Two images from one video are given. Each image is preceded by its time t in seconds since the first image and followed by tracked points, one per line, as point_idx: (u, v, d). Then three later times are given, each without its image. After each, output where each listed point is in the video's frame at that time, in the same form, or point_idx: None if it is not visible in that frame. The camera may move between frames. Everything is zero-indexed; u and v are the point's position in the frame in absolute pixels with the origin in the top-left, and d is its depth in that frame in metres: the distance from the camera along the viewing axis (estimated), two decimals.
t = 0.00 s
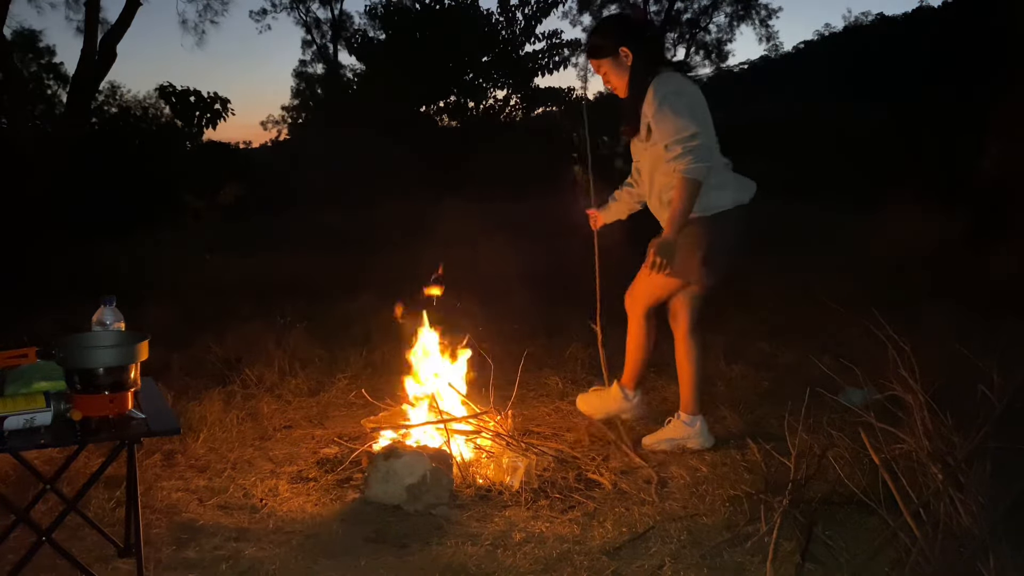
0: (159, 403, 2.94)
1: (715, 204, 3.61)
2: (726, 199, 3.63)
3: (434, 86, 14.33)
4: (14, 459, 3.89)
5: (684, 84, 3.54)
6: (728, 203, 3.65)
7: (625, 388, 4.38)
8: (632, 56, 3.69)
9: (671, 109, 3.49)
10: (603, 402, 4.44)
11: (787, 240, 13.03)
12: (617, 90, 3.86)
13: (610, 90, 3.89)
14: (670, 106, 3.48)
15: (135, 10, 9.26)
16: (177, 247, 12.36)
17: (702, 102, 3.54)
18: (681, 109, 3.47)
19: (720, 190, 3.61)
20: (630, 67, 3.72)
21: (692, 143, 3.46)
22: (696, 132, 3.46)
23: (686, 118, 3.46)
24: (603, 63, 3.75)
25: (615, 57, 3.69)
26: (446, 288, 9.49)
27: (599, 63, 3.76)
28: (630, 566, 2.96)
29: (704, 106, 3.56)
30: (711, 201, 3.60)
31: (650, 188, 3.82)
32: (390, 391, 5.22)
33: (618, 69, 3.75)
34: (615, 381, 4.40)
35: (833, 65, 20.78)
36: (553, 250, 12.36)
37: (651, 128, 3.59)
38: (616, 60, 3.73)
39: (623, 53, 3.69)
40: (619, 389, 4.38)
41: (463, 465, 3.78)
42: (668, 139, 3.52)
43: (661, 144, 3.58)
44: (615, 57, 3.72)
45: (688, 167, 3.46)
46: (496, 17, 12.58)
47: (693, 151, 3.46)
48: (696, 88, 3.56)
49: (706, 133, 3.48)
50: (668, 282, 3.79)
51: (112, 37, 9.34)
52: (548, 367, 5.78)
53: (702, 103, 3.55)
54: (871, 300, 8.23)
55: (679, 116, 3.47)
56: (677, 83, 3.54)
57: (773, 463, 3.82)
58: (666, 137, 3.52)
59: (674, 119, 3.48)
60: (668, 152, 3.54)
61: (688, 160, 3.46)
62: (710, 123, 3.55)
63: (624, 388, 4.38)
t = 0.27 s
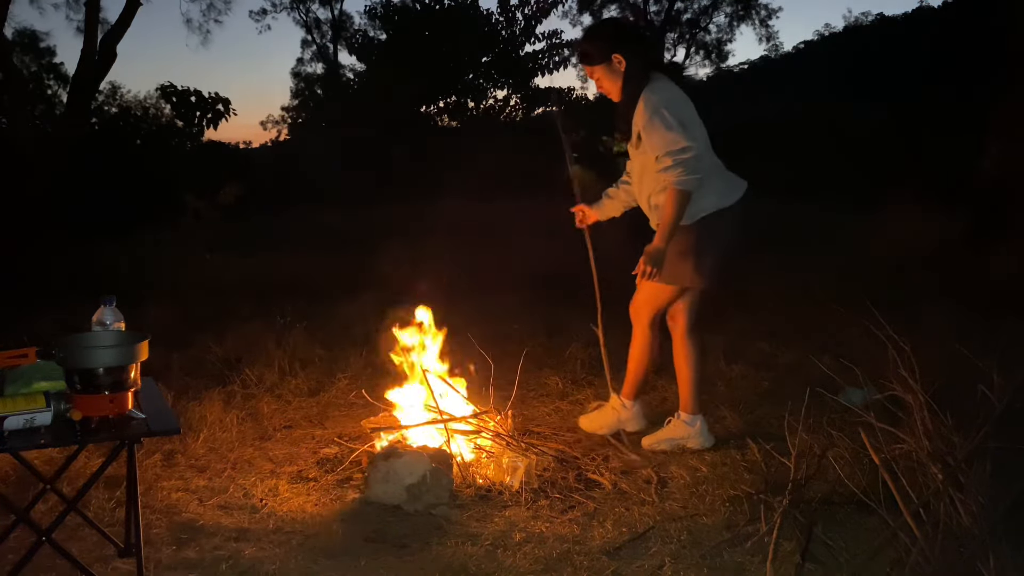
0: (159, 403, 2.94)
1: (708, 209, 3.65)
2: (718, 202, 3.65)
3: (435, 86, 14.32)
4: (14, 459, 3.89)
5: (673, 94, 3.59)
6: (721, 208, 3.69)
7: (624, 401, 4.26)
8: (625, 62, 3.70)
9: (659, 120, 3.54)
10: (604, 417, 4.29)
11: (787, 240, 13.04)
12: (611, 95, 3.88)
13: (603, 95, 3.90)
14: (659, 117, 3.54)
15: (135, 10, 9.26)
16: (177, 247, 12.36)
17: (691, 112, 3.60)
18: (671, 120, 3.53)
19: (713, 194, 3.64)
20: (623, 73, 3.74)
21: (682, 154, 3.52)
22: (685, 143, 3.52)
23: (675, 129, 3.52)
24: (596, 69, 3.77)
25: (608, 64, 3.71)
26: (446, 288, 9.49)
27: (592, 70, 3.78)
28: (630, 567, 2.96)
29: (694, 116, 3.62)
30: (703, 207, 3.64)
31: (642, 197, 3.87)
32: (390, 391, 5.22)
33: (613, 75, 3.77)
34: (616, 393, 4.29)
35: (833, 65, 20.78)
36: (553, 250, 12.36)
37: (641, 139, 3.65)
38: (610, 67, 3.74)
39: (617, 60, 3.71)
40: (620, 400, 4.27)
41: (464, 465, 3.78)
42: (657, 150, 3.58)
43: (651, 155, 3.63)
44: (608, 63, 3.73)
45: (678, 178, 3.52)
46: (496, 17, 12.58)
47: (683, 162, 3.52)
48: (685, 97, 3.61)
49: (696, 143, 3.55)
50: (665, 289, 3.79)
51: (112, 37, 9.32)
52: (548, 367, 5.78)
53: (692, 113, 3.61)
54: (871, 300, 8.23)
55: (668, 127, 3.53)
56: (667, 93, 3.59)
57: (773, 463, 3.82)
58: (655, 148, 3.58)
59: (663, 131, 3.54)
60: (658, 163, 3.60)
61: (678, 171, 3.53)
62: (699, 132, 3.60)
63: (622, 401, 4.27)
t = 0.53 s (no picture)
0: (159, 403, 2.94)
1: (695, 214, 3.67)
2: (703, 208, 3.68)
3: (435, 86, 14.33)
4: (14, 459, 3.89)
5: (658, 102, 3.62)
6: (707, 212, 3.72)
7: (628, 406, 4.18)
8: (614, 67, 3.70)
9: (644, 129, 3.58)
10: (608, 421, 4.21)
11: (787, 240, 13.05)
12: (601, 99, 3.88)
13: (594, 99, 3.90)
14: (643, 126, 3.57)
15: (135, 10, 9.26)
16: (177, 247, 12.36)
17: (676, 120, 3.63)
18: (655, 129, 3.56)
19: (698, 200, 3.66)
20: (613, 78, 3.74)
21: (666, 163, 3.57)
22: (669, 151, 3.56)
23: (659, 138, 3.56)
24: (585, 74, 3.77)
25: (598, 68, 3.70)
26: (445, 288, 9.49)
27: (582, 74, 3.77)
28: (630, 567, 2.96)
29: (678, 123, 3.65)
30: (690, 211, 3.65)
31: (627, 201, 3.92)
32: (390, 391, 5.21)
33: (602, 79, 3.76)
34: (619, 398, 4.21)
35: (833, 65, 20.79)
36: (553, 250, 12.37)
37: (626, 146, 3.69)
38: (599, 71, 3.74)
39: (606, 64, 3.71)
40: (624, 406, 4.19)
41: (464, 465, 3.78)
42: (641, 159, 3.62)
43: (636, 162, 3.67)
44: (597, 68, 3.73)
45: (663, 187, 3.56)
46: (495, 17, 12.60)
47: (667, 171, 3.57)
48: (669, 105, 3.64)
49: (680, 151, 3.58)
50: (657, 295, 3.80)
51: (113, 37, 9.32)
52: (548, 366, 5.78)
53: (677, 121, 3.64)
54: (870, 300, 8.23)
55: (653, 136, 3.56)
56: (652, 101, 3.62)
57: (773, 462, 3.82)
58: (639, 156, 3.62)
59: (647, 139, 3.57)
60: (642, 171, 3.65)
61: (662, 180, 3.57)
62: (684, 139, 3.64)
63: (625, 407, 4.19)
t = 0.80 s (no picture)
0: (159, 403, 2.94)
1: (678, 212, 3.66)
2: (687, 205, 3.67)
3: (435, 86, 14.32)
4: (14, 460, 3.89)
5: (646, 98, 3.60)
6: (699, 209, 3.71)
7: (627, 407, 4.17)
8: (614, 63, 3.73)
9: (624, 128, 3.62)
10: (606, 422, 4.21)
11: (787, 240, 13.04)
12: (600, 96, 3.90)
13: (594, 96, 3.92)
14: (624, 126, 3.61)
15: (135, 10, 9.26)
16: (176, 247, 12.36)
17: (664, 116, 3.60)
18: (636, 129, 3.59)
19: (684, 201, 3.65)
20: (612, 74, 3.76)
21: (645, 163, 3.61)
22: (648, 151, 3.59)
23: (638, 138, 3.58)
24: (584, 71, 3.80)
25: (597, 65, 3.73)
26: (445, 288, 9.49)
27: (581, 71, 3.80)
28: (631, 567, 2.96)
29: (667, 118, 3.61)
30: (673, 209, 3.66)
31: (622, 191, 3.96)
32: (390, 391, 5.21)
33: (602, 76, 3.79)
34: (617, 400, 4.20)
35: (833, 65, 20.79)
36: (552, 250, 12.37)
37: (614, 141, 3.75)
38: (599, 68, 3.77)
39: (605, 61, 3.73)
40: (623, 407, 4.18)
41: (464, 466, 3.78)
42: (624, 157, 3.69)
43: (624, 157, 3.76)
44: (597, 64, 3.76)
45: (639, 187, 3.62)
46: (495, 17, 12.60)
47: (646, 171, 3.62)
48: (660, 100, 3.60)
49: (662, 150, 3.58)
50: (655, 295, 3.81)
51: (113, 37, 9.30)
52: (548, 366, 5.78)
53: (666, 116, 3.60)
54: (870, 300, 8.23)
55: (632, 136, 3.60)
56: (638, 98, 3.61)
57: (773, 461, 3.82)
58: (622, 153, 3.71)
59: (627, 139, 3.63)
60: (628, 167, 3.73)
61: (640, 180, 3.63)
62: (670, 136, 3.61)
63: (624, 407, 4.18)
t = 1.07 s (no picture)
0: (159, 403, 2.94)
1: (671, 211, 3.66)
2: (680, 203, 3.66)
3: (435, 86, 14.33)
4: (14, 460, 3.89)
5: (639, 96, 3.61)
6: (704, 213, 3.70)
7: (625, 406, 4.17)
8: (624, 58, 3.72)
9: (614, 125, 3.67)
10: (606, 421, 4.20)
11: (787, 240, 13.04)
12: (610, 90, 3.89)
13: (604, 90, 3.91)
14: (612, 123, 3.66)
15: (135, 9, 9.26)
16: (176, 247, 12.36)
17: (654, 117, 3.59)
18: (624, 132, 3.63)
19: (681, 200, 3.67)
20: (622, 68, 3.74)
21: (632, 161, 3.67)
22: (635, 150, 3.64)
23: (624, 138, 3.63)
24: (595, 64, 3.79)
25: (608, 59, 3.72)
26: (445, 288, 9.49)
27: (592, 64, 3.79)
28: (630, 566, 2.96)
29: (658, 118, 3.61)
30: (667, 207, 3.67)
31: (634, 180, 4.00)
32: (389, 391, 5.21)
33: (612, 70, 3.77)
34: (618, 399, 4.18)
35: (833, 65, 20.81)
36: (552, 250, 12.37)
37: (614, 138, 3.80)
38: (609, 62, 3.76)
39: (616, 55, 3.72)
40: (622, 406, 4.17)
41: (464, 465, 3.78)
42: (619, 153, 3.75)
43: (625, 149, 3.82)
44: (607, 59, 3.75)
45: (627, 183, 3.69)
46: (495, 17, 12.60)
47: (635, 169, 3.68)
48: (657, 96, 3.59)
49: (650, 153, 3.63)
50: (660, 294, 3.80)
51: (113, 37, 9.30)
52: (548, 366, 5.78)
53: (656, 116, 3.59)
54: (870, 300, 8.23)
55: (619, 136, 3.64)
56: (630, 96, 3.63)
57: (773, 461, 3.82)
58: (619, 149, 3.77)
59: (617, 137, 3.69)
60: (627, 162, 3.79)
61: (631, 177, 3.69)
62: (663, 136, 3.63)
63: (624, 407, 4.17)
